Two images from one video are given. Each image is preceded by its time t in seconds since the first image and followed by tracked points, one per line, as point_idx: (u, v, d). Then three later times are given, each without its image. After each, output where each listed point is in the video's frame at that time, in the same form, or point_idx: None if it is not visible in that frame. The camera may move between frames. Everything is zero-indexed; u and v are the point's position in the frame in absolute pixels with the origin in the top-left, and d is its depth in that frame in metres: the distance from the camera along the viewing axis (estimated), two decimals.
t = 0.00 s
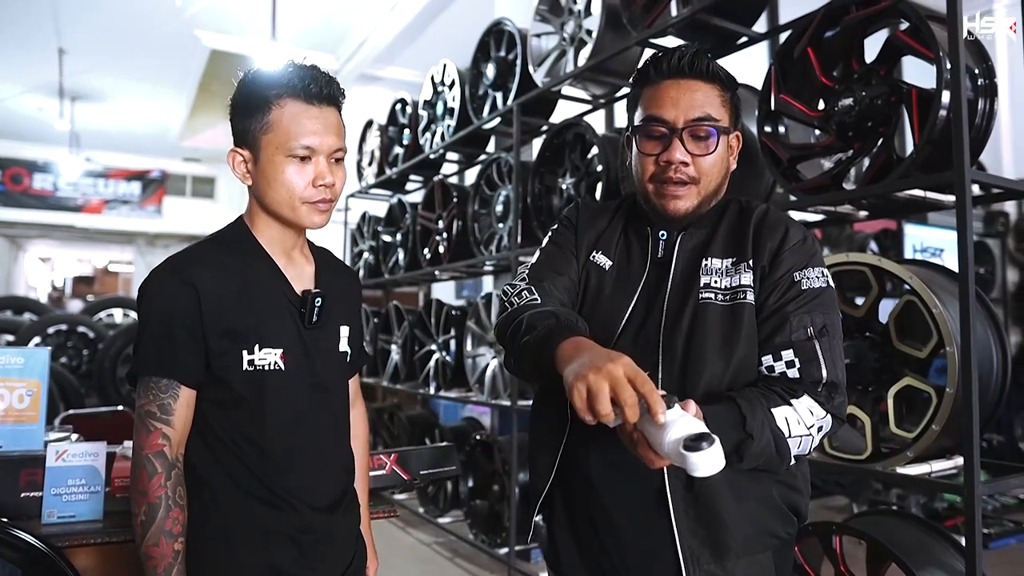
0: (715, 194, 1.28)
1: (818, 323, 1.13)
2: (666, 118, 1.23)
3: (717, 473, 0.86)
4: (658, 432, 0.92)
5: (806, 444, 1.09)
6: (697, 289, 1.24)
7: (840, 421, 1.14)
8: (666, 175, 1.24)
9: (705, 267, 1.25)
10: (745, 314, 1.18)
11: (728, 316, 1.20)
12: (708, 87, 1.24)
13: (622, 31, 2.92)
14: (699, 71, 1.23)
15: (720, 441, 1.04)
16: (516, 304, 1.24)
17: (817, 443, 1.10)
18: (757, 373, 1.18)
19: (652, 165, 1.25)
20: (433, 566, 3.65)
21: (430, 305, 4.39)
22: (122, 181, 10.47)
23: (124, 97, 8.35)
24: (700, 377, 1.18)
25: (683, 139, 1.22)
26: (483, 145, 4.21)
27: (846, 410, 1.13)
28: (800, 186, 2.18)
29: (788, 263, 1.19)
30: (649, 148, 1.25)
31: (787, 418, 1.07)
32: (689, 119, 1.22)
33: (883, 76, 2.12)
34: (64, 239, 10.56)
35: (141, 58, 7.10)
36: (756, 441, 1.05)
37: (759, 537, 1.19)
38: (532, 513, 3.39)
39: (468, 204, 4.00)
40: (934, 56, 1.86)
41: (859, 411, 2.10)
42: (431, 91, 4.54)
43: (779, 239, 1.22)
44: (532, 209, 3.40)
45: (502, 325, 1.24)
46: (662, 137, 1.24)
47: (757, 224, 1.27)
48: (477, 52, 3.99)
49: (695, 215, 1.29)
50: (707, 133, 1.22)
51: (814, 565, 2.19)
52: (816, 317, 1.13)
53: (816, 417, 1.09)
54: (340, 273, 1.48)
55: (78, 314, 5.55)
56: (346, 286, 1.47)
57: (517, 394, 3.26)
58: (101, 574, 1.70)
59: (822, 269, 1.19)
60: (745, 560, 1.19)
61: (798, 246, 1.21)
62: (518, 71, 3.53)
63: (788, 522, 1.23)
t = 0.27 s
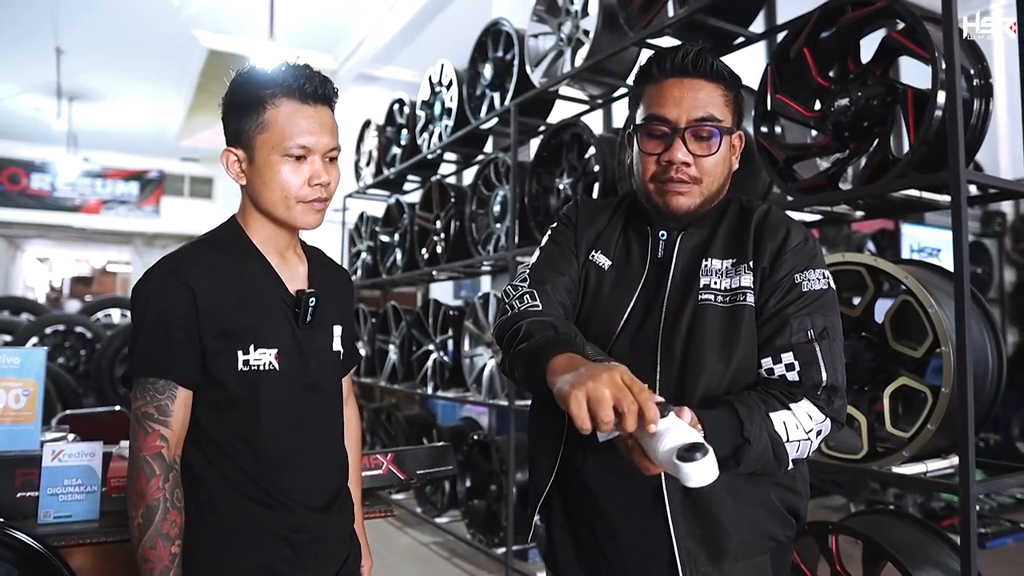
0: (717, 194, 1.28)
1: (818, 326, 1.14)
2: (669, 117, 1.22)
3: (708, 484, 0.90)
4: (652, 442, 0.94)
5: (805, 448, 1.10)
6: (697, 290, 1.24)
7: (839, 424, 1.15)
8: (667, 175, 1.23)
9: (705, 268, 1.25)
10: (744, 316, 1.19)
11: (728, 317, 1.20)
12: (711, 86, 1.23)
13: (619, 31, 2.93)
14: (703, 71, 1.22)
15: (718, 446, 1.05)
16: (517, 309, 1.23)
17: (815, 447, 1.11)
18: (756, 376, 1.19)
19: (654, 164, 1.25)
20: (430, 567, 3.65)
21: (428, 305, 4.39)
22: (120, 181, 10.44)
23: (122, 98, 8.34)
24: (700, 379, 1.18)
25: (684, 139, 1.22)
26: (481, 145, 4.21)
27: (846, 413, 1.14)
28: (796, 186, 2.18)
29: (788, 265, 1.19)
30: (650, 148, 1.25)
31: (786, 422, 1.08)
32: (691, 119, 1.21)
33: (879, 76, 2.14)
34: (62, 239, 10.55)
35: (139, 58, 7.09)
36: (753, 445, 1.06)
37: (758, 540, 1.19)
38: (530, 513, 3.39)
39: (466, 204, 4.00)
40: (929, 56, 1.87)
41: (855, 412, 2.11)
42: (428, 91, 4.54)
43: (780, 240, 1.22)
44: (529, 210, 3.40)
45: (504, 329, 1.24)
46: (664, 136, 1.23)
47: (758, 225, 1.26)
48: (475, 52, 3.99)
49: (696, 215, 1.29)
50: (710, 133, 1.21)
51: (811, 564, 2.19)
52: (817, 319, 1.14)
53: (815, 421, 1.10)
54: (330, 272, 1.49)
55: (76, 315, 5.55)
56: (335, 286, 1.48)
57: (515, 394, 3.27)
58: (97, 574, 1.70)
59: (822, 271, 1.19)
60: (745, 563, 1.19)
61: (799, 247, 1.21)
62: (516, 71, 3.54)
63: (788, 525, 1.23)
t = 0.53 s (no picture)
0: (710, 192, 1.28)
1: (813, 326, 1.14)
2: (661, 115, 1.22)
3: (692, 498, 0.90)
4: (635, 454, 0.94)
5: (800, 450, 1.10)
6: (691, 290, 1.24)
7: (835, 425, 1.15)
8: (660, 174, 1.24)
9: (700, 267, 1.25)
10: (739, 316, 1.18)
11: (722, 317, 1.20)
12: (704, 83, 1.23)
13: (616, 31, 2.93)
14: (696, 68, 1.22)
15: (709, 449, 1.05)
16: (512, 314, 1.24)
17: (811, 449, 1.11)
18: (752, 376, 1.19)
19: (647, 163, 1.25)
20: (428, 566, 3.65)
21: (426, 305, 4.39)
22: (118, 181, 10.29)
23: (120, 97, 8.34)
24: (693, 380, 1.18)
25: (676, 138, 1.22)
26: (478, 145, 4.21)
27: (841, 413, 1.14)
28: (793, 185, 2.18)
29: (784, 264, 1.19)
30: (643, 146, 1.25)
31: (780, 425, 1.08)
32: (683, 117, 1.22)
33: (876, 76, 2.14)
34: (59, 238, 10.54)
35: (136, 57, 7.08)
36: (746, 449, 1.06)
37: (753, 542, 1.19)
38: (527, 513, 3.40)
39: (463, 204, 4.00)
40: (925, 57, 1.87)
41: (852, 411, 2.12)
42: (426, 91, 4.54)
43: (775, 239, 1.22)
44: (526, 209, 3.41)
45: (500, 333, 1.25)
46: (656, 135, 1.24)
47: (752, 224, 1.26)
48: (472, 52, 3.99)
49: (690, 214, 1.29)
50: (701, 130, 1.22)
51: (807, 564, 2.20)
52: (812, 319, 1.14)
53: (809, 423, 1.10)
54: (330, 269, 1.49)
55: (73, 314, 5.54)
56: (336, 283, 1.47)
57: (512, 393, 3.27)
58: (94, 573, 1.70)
59: (818, 269, 1.19)
60: (740, 565, 1.19)
61: (794, 246, 1.21)
62: (513, 71, 3.54)
63: (783, 526, 1.23)
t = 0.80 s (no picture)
0: (707, 193, 1.28)
1: (809, 327, 1.13)
2: (655, 117, 1.22)
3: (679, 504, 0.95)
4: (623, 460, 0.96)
5: (797, 452, 1.10)
6: (688, 292, 1.24)
7: (833, 426, 1.15)
8: (656, 176, 1.24)
9: (697, 269, 1.25)
10: (736, 318, 1.18)
11: (719, 320, 1.20)
12: (699, 84, 1.23)
13: (616, 32, 2.94)
14: (690, 69, 1.22)
15: (704, 451, 1.07)
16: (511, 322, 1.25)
17: (808, 450, 1.11)
18: (749, 378, 1.19)
19: (642, 165, 1.25)
20: (428, 566, 3.65)
21: (426, 305, 4.40)
22: (116, 181, 10.28)
23: (120, 97, 8.34)
24: (689, 381, 1.18)
25: (673, 139, 1.22)
26: (479, 146, 4.22)
27: (840, 414, 1.14)
28: (794, 187, 2.19)
29: (780, 264, 1.18)
30: (639, 149, 1.25)
31: (775, 426, 1.08)
32: (678, 118, 1.21)
33: (877, 77, 2.14)
34: (58, 238, 10.53)
35: (135, 57, 7.08)
36: (740, 451, 1.06)
37: (752, 543, 1.19)
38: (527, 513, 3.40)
39: (464, 204, 4.01)
40: (926, 58, 1.88)
41: (852, 412, 2.13)
42: (426, 92, 4.55)
43: (772, 240, 1.21)
44: (526, 210, 3.41)
45: (501, 340, 1.26)
46: (651, 137, 1.23)
47: (750, 225, 1.26)
48: (473, 52, 3.99)
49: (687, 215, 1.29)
50: (697, 132, 1.22)
51: (808, 564, 2.20)
52: (809, 320, 1.14)
53: (806, 425, 1.09)
54: (333, 270, 1.49)
55: (73, 314, 5.54)
56: (338, 283, 1.47)
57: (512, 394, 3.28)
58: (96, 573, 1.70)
59: (816, 270, 1.18)
60: (738, 567, 1.18)
61: (791, 247, 1.20)
62: (514, 72, 3.55)
63: (783, 528, 1.23)
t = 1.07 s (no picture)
0: (695, 192, 1.28)
1: (797, 327, 1.13)
2: (644, 114, 1.23)
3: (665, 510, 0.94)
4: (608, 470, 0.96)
5: (785, 452, 1.10)
6: (676, 293, 1.24)
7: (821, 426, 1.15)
8: (645, 174, 1.24)
9: (684, 271, 1.25)
10: (723, 319, 1.19)
11: (707, 320, 1.21)
12: (686, 84, 1.24)
13: (616, 33, 2.94)
14: (677, 70, 1.24)
15: (692, 454, 1.07)
16: (510, 320, 1.26)
17: (797, 450, 1.11)
18: (738, 379, 1.19)
19: (632, 163, 1.25)
20: (427, 567, 3.65)
21: (425, 306, 4.40)
22: (116, 182, 10.27)
23: (119, 98, 8.33)
24: (678, 383, 1.19)
25: (660, 137, 1.23)
26: (478, 146, 4.22)
27: (828, 413, 1.14)
28: (793, 189, 2.19)
29: (767, 265, 1.18)
30: (627, 146, 1.26)
31: (763, 428, 1.08)
32: (667, 115, 1.22)
33: (875, 79, 2.14)
34: (58, 239, 10.53)
35: (135, 57, 7.07)
36: (728, 452, 1.06)
37: (741, 544, 1.19)
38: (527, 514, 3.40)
39: (463, 205, 4.01)
40: (924, 60, 1.88)
41: (850, 413, 2.13)
42: (426, 92, 4.55)
43: (758, 242, 1.22)
44: (526, 211, 3.41)
45: (498, 344, 1.27)
46: (639, 134, 1.24)
47: (736, 226, 1.26)
48: (472, 53, 4.00)
49: (675, 217, 1.30)
50: (684, 129, 1.23)
51: (807, 565, 2.20)
52: (797, 320, 1.14)
53: (794, 425, 1.09)
54: (332, 272, 1.49)
55: (72, 315, 5.53)
56: (337, 285, 1.47)
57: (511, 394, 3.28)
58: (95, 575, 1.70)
59: (802, 270, 1.18)
60: (728, 567, 1.19)
61: (778, 247, 1.20)
62: (513, 73, 3.54)
63: (773, 528, 1.23)
